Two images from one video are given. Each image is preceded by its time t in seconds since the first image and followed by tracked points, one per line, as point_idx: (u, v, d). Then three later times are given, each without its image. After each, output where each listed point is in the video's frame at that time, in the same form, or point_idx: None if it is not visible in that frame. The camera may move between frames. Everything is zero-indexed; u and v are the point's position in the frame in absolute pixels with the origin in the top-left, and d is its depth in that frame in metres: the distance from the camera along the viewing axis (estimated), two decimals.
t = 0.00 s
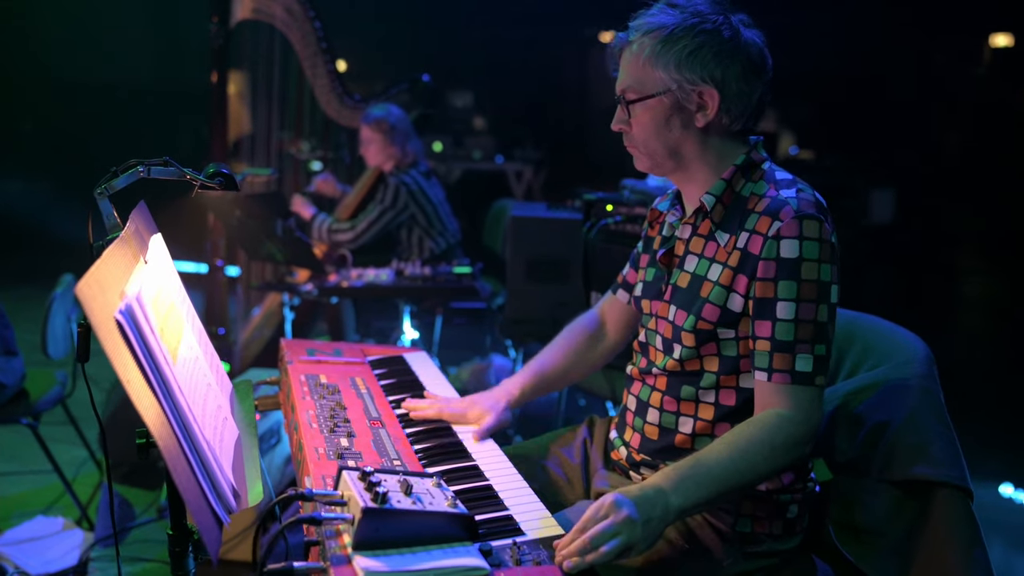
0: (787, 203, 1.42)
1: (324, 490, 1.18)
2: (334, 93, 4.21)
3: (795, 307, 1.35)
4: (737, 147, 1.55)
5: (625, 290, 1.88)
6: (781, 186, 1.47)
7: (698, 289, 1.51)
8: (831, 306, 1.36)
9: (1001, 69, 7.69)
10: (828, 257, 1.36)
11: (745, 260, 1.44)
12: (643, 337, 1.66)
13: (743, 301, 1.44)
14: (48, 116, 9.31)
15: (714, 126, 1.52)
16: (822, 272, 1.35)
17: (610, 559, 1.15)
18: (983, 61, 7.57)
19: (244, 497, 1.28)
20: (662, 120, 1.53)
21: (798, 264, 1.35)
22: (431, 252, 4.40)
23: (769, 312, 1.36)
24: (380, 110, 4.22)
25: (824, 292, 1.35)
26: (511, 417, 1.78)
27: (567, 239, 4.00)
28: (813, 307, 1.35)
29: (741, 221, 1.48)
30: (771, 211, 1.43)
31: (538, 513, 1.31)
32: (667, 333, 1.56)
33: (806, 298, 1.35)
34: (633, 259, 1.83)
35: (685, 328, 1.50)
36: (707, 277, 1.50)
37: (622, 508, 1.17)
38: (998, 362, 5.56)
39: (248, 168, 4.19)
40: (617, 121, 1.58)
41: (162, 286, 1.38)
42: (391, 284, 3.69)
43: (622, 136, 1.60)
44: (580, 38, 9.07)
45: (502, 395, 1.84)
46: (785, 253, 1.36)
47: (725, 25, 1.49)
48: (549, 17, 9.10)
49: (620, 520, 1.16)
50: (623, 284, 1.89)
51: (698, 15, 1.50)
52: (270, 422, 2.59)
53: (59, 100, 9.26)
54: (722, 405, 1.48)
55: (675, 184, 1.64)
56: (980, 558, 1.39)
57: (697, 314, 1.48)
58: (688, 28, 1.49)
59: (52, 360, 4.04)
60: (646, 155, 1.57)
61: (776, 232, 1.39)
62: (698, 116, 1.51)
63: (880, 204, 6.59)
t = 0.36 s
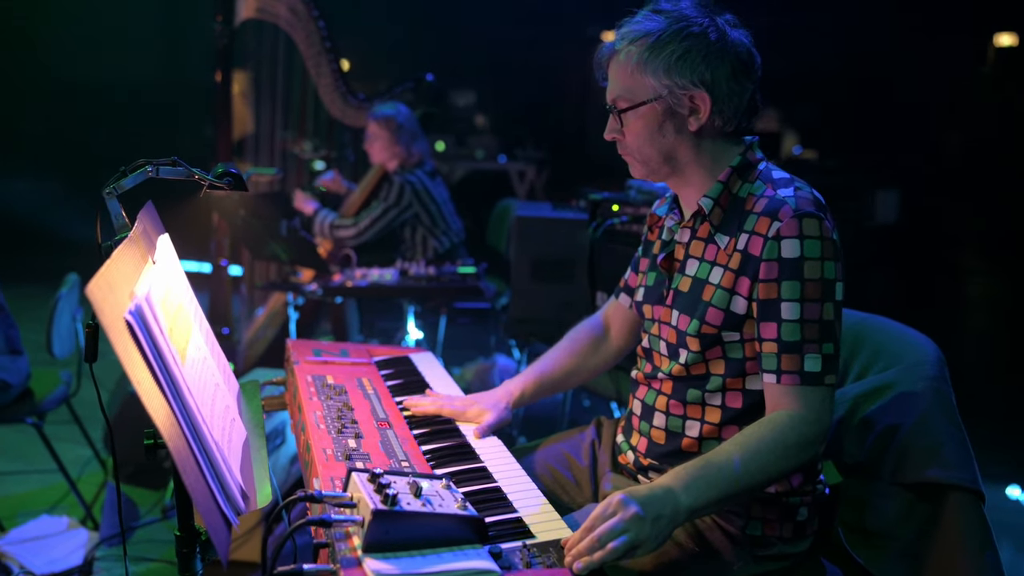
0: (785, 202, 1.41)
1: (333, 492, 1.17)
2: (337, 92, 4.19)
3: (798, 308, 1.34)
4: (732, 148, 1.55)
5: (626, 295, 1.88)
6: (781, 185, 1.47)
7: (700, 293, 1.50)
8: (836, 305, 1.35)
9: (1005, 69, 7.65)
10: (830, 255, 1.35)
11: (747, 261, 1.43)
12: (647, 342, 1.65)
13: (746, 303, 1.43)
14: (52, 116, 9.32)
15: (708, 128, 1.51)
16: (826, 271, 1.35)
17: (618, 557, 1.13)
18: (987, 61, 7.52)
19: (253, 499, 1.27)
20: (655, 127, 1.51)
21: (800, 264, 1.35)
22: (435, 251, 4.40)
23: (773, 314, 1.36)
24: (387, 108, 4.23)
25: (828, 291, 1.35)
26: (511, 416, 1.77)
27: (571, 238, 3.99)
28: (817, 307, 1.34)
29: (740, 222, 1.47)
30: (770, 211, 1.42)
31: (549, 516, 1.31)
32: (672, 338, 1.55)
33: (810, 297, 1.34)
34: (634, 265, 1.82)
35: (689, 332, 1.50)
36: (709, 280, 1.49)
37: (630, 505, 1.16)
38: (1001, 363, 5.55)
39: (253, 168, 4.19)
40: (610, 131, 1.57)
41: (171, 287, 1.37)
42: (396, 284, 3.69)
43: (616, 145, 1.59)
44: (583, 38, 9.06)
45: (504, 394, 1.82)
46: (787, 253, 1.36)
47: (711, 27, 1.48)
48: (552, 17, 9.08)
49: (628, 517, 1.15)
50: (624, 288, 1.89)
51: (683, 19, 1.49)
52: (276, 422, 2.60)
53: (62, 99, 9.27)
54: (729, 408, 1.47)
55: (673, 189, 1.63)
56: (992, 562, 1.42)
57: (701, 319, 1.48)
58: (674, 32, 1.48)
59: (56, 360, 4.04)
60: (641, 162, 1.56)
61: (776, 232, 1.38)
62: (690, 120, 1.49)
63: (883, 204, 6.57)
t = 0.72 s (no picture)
0: (808, 201, 1.40)
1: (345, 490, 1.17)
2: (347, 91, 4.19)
3: (819, 308, 1.33)
4: (756, 146, 1.55)
5: (640, 288, 1.87)
6: (803, 183, 1.46)
7: (720, 290, 1.50)
8: (855, 306, 1.35)
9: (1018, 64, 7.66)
10: (852, 255, 1.35)
11: (768, 260, 1.43)
12: (664, 338, 1.65)
13: (766, 302, 1.42)
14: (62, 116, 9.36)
15: (735, 125, 1.51)
16: (847, 271, 1.34)
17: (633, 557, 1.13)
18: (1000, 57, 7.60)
19: (266, 496, 1.27)
20: (682, 119, 1.52)
21: (822, 264, 1.34)
22: (445, 250, 4.39)
23: (793, 313, 1.35)
24: (392, 109, 4.25)
25: (849, 292, 1.34)
26: (518, 397, 1.82)
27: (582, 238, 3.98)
28: (838, 307, 1.33)
29: (761, 220, 1.47)
30: (793, 210, 1.41)
31: (560, 513, 1.30)
32: (689, 336, 1.55)
33: (831, 298, 1.33)
34: (650, 260, 1.82)
35: (708, 329, 1.49)
36: (729, 278, 1.49)
37: (643, 505, 1.15)
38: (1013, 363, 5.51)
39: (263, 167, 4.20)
40: (634, 119, 1.57)
41: (182, 283, 1.37)
42: (405, 284, 3.69)
43: (640, 134, 1.59)
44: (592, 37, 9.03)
45: (511, 376, 1.85)
46: (808, 252, 1.35)
47: (747, 22, 1.49)
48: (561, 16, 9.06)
49: (641, 518, 1.14)
50: (638, 282, 1.88)
51: (719, 12, 1.49)
52: (287, 419, 2.61)
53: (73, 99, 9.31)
54: (747, 407, 1.47)
55: (694, 184, 1.64)
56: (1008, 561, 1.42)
57: (720, 316, 1.48)
58: (709, 25, 1.48)
59: (67, 358, 4.06)
60: (664, 154, 1.57)
61: (798, 231, 1.38)
62: (718, 115, 1.50)
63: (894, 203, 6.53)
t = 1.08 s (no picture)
0: (854, 205, 1.40)
1: (378, 491, 1.17)
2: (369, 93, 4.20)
3: (861, 313, 1.33)
4: (802, 148, 1.54)
5: (669, 287, 1.86)
6: (848, 187, 1.45)
7: (757, 291, 1.50)
8: (897, 312, 1.35)
9: None
10: (897, 261, 1.35)
11: (810, 262, 1.43)
12: (696, 338, 1.65)
13: (806, 305, 1.42)
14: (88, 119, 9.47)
15: (785, 125, 1.51)
16: (890, 277, 1.34)
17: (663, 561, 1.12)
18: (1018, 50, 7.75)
19: (295, 499, 1.28)
20: (731, 115, 1.52)
21: (866, 269, 1.34)
22: (466, 251, 4.39)
23: (835, 317, 1.35)
24: (418, 108, 4.23)
25: (891, 298, 1.34)
26: (537, 403, 1.80)
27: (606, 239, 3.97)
28: (880, 313, 1.33)
29: (804, 223, 1.46)
30: (839, 213, 1.41)
31: (589, 516, 1.30)
32: (723, 336, 1.55)
33: (874, 303, 1.33)
34: (682, 259, 1.82)
35: (743, 330, 1.49)
36: (767, 279, 1.49)
37: (675, 509, 1.15)
38: None
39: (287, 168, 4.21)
40: (683, 111, 1.57)
41: (212, 286, 1.38)
42: (428, 284, 3.69)
43: (685, 127, 1.59)
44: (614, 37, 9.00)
45: (530, 383, 1.85)
46: (853, 257, 1.35)
47: (807, 21, 1.48)
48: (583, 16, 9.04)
49: (674, 522, 1.14)
50: (668, 280, 1.87)
51: (779, 10, 1.49)
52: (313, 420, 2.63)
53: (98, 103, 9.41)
54: (779, 411, 1.46)
55: (734, 183, 1.63)
56: None
57: (757, 317, 1.47)
58: (767, 22, 1.48)
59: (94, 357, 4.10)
60: (709, 148, 1.56)
61: (843, 235, 1.38)
62: (770, 114, 1.50)
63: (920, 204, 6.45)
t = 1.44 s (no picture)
0: (887, 202, 1.38)
1: (415, 487, 1.18)
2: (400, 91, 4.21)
3: (897, 312, 1.31)
4: (833, 144, 1.52)
5: (704, 288, 1.85)
6: (881, 184, 1.43)
7: (790, 291, 1.48)
8: (934, 311, 1.32)
9: None
10: (932, 258, 1.32)
11: (844, 261, 1.41)
12: (729, 339, 1.64)
13: (840, 304, 1.40)
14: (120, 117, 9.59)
15: (815, 120, 1.48)
16: (926, 274, 1.31)
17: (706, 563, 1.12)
18: None
19: (334, 493, 1.28)
20: (760, 110, 1.49)
21: (901, 266, 1.32)
22: (496, 250, 4.40)
23: (870, 316, 1.33)
24: (443, 110, 4.26)
25: (928, 296, 1.31)
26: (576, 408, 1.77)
27: (636, 239, 3.96)
28: (916, 312, 1.31)
29: (837, 220, 1.45)
30: (871, 211, 1.39)
31: (626, 515, 1.29)
32: (756, 336, 1.53)
33: (910, 301, 1.31)
34: (715, 259, 1.80)
35: (776, 330, 1.47)
36: (800, 278, 1.47)
37: (717, 510, 1.14)
38: None
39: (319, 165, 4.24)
40: (713, 107, 1.55)
41: (252, 281, 1.39)
42: (457, 283, 3.70)
43: (715, 124, 1.57)
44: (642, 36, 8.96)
45: (571, 387, 1.81)
46: (887, 254, 1.33)
47: (837, 14, 1.46)
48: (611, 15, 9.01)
49: (716, 523, 1.13)
50: (702, 280, 1.86)
51: (808, 4, 1.47)
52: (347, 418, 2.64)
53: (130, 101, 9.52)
54: (815, 412, 1.44)
55: (766, 180, 1.61)
56: None
57: (790, 316, 1.45)
58: (797, 16, 1.46)
59: (127, 352, 4.14)
60: (739, 145, 1.54)
61: (876, 232, 1.35)
62: (799, 108, 1.47)
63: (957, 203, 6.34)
